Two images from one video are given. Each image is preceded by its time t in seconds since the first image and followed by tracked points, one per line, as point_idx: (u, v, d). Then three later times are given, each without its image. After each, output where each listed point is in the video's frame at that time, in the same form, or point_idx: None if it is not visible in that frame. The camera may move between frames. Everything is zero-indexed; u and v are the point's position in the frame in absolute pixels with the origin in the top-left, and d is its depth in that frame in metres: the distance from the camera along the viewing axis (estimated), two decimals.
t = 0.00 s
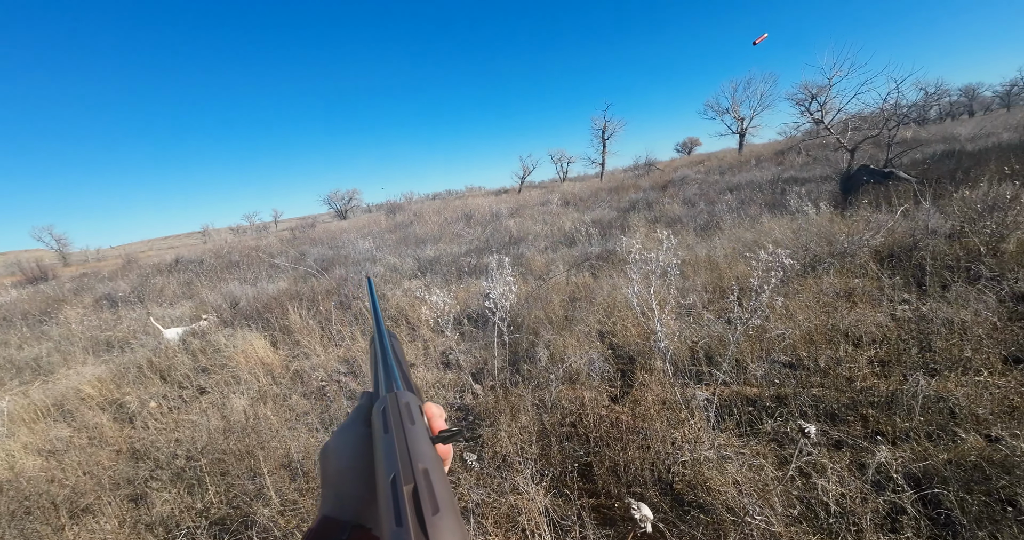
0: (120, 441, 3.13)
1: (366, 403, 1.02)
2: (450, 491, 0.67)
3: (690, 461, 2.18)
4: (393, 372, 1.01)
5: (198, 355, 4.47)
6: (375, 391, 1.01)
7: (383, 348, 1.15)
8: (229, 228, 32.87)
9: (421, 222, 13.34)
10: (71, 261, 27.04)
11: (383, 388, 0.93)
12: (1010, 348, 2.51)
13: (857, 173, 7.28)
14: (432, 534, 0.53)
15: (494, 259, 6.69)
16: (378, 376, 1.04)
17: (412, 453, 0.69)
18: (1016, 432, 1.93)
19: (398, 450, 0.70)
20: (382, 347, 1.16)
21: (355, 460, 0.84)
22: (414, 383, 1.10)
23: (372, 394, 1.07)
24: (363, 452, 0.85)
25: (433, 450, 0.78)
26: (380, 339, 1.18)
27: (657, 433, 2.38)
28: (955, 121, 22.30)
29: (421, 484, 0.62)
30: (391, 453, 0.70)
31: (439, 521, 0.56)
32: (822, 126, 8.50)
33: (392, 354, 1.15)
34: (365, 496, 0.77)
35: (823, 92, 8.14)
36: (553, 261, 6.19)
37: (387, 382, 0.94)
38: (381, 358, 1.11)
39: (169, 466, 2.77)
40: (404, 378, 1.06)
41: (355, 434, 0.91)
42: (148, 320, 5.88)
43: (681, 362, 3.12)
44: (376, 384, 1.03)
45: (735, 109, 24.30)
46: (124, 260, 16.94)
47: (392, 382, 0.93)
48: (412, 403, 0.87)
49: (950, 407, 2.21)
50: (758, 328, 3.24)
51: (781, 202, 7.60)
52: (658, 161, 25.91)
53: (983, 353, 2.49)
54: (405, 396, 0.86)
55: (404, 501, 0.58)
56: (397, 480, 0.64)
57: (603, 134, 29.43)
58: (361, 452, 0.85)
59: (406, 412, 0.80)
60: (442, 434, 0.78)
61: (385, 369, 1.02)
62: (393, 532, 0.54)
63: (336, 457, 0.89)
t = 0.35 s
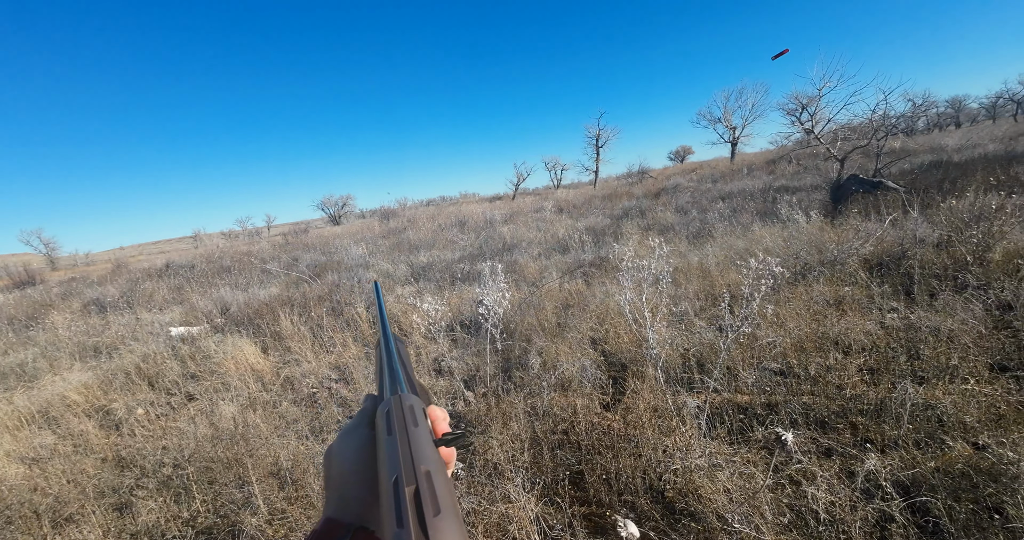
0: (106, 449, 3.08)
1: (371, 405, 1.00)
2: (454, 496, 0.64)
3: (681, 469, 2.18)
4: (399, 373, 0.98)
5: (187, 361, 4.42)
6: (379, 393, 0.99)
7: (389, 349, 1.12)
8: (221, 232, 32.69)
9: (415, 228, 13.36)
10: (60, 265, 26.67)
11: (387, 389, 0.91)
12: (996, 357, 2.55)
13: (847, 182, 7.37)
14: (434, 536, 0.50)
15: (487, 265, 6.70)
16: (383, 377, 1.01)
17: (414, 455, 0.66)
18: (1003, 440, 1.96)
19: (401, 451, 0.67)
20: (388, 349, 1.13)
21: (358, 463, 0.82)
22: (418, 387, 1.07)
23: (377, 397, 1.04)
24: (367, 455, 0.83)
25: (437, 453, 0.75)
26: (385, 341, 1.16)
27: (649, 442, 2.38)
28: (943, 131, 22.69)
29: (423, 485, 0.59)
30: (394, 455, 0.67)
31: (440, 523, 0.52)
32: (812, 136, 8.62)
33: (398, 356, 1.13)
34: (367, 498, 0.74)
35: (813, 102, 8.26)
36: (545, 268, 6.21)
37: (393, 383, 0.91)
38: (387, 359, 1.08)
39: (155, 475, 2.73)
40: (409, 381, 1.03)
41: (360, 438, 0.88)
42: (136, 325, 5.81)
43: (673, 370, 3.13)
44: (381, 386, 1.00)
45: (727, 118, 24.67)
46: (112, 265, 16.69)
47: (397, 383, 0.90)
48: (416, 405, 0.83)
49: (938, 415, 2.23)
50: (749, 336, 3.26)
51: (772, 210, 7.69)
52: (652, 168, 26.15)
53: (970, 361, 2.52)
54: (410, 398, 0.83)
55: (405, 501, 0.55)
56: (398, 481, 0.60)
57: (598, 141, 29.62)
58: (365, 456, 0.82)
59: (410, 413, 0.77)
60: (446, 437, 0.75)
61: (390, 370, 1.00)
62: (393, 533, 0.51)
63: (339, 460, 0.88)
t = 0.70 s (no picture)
0: (96, 454, 3.05)
1: (375, 408, 0.99)
2: (456, 504, 0.62)
3: (675, 479, 2.18)
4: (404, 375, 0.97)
5: (180, 366, 4.39)
6: (384, 396, 0.98)
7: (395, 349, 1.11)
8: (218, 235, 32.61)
9: (412, 234, 13.37)
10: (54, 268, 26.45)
11: (391, 392, 0.89)
12: (988, 369, 2.56)
13: (842, 193, 7.40)
14: None
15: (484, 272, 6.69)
16: (388, 381, 1.00)
17: (418, 459, 0.65)
18: (995, 452, 1.97)
19: (405, 455, 0.65)
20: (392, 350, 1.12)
21: (362, 467, 0.82)
22: (423, 391, 1.06)
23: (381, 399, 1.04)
24: (371, 459, 0.82)
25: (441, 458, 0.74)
26: (390, 343, 1.14)
27: (644, 450, 2.38)
28: (937, 143, 22.89)
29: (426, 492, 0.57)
30: (396, 459, 0.66)
31: (443, 530, 0.51)
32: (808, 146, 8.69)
33: (402, 358, 1.11)
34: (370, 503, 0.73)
35: (808, 114, 8.34)
36: (542, 275, 6.21)
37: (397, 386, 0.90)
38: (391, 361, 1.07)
39: (145, 481, 2.70)
40: (413, 385, 1.02)
41: (365, 442, 0.88)
42: (129, 329, 5.76)
43: (668, 378, 3.13)
44: (385, 388, 0.99)
45: (723, 128, 24.92)
46: (106, 269, 16.61)
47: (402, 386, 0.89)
48: (421, 409, 0.82)
49: (931, 426, 2.25)
50: (744, 345, 3.27)
51: (768, 220, 7.73)
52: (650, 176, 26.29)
53: (963, 372, 2.53)
54: (414, 402, 0.82)
55: (407, 507, 0.54)
56: (401, 487, 0.59)
57: (596, 149, 29.78)
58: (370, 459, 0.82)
59: (415, 418, 0.76)
60: (448, 442, 0.74)
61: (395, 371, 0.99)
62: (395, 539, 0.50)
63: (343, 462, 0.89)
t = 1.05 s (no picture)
0: (90, 457, 3.03)
1: (385, 412, 0.99)
2: (464, 513, 0.61)
3: (672, 490, 2.18)
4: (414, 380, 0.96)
5: (177, 369, 4.38)
6: (393, 400, 0.98)
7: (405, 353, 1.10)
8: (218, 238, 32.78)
9: (413, 240, 13.41)
10: (54, 270, 26.45)
11: (401, 396, 0.89)
12: (987, 383, 2.56)
13: (842, 205, 7.41)
14: None
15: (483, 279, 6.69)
16: (397, 385, 1.00)
17: (427, 467, 0.64)
18: (993, 467, 1.96)
19: (414, 463, 0.65)
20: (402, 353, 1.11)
21: (370, 471, 0.81)
22: (432, 396, 1.05)
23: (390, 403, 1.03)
24: (379, 463, 0.82)
25: (449, 465, 0.73)
26: (400, 346, 1.14)
27: (641, 461, 2.36)
28: (937, 157, 23.03)
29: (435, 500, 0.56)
30: (406, 466, 0.65)
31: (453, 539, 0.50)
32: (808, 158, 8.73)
33: (411, 361, 1.11)
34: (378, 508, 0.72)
35: (808, 126, 8.39)
36: (542, 283, 6.21)
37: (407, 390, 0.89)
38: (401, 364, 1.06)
39: (139, 485, 2.68)
40: (422, 389, 1.01)
41: (374, 447, 0.87)
42: (127, 332, 5.75)
43: (666, 389, 3.12)
44: (395, 392, 0.99)
45: (724, 139, 25.11)
46: (107, 270, 16.64)
47: (412, 391, 0.88)
48: (430, 415, 0.82)
49: (930, 440, 2.24)
50: (743, 356, 3.25)
51: (768, 231, 7.75)
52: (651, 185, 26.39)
53: (961, 387, 2.53)
54: (423, 408, 0.81)
55: (416, 514, 0.53)
56: (410, 494, 0.58)
57: (598, 158, 29.92)
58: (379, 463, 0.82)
59: (424, 425, 0.75)
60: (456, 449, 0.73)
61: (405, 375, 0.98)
62: None
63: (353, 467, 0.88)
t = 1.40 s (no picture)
0: (92, 458, 3.04)
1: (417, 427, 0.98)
2: None
3: (674, 508, 2.15)
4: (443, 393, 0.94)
5: (181, 371, 4.40)
6: (424, 414, 0.96)
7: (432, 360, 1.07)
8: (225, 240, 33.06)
9: (418, 247, 13.47)
10: (63, 269, 26.77)
11: (431, 412, 0.87)
12: (995, 408, 2.52)
13: (850, 223, 7.37)
14: None
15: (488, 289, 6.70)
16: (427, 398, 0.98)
17: (462, 496, 0.62)
18: (1001, 494, 1.93)
19: (448, 491, 0.62)
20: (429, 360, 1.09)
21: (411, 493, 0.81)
22: (462, 409, 1.03)
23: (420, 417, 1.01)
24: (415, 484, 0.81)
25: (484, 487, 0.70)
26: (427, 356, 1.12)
27: (643, 477, 2.34)
28: (945, 177, 22.95)
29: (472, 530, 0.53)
30: (442, 494, 0.62)
31: None
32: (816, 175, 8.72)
33: (438, 369, 1.08)
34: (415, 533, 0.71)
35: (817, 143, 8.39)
36: (546, 294, 6.21)
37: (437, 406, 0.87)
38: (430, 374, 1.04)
39: (140, 487, 2.68)
40: (452, 404, 0.99)
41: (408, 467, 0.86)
42: (133, 333, 5.80)
43: (670, 404, 3.10)
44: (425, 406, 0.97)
45: (730, 154, 25.16)
46: (116, 270, 16.84)
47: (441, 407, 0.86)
48: (461, 434, 0.79)
49: (938, 465, 2.21)
50: (748, 374, 3.23)
51: (775, 247, 7.73)
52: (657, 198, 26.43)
53: (969, 410, 2.50)
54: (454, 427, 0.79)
55: None
56: (446, 523, 0.56)
57: (605, 170, 30.03)
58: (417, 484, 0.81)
59: (456, 444, 0.73)
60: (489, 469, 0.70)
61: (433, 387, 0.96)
62: None
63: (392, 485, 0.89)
